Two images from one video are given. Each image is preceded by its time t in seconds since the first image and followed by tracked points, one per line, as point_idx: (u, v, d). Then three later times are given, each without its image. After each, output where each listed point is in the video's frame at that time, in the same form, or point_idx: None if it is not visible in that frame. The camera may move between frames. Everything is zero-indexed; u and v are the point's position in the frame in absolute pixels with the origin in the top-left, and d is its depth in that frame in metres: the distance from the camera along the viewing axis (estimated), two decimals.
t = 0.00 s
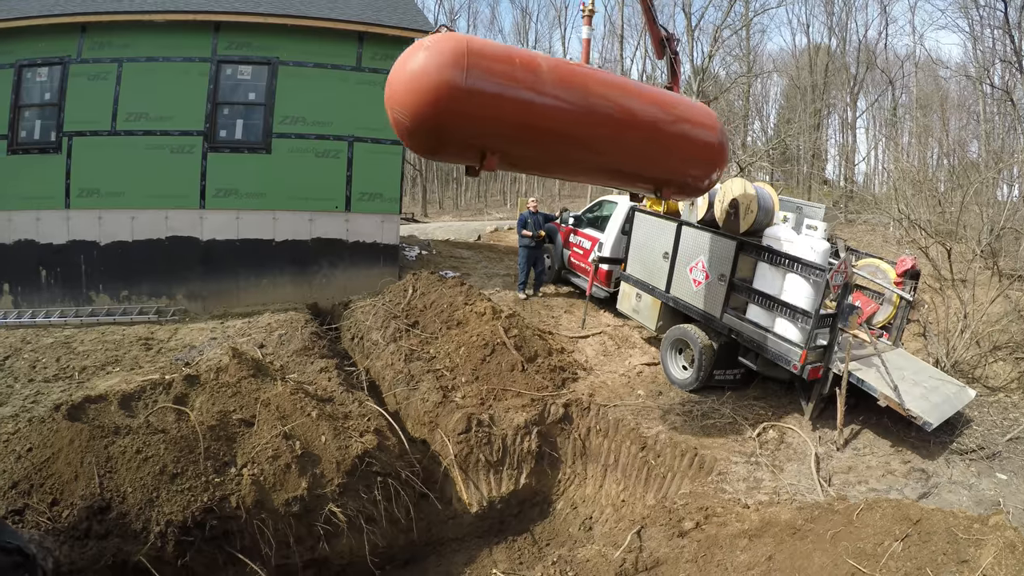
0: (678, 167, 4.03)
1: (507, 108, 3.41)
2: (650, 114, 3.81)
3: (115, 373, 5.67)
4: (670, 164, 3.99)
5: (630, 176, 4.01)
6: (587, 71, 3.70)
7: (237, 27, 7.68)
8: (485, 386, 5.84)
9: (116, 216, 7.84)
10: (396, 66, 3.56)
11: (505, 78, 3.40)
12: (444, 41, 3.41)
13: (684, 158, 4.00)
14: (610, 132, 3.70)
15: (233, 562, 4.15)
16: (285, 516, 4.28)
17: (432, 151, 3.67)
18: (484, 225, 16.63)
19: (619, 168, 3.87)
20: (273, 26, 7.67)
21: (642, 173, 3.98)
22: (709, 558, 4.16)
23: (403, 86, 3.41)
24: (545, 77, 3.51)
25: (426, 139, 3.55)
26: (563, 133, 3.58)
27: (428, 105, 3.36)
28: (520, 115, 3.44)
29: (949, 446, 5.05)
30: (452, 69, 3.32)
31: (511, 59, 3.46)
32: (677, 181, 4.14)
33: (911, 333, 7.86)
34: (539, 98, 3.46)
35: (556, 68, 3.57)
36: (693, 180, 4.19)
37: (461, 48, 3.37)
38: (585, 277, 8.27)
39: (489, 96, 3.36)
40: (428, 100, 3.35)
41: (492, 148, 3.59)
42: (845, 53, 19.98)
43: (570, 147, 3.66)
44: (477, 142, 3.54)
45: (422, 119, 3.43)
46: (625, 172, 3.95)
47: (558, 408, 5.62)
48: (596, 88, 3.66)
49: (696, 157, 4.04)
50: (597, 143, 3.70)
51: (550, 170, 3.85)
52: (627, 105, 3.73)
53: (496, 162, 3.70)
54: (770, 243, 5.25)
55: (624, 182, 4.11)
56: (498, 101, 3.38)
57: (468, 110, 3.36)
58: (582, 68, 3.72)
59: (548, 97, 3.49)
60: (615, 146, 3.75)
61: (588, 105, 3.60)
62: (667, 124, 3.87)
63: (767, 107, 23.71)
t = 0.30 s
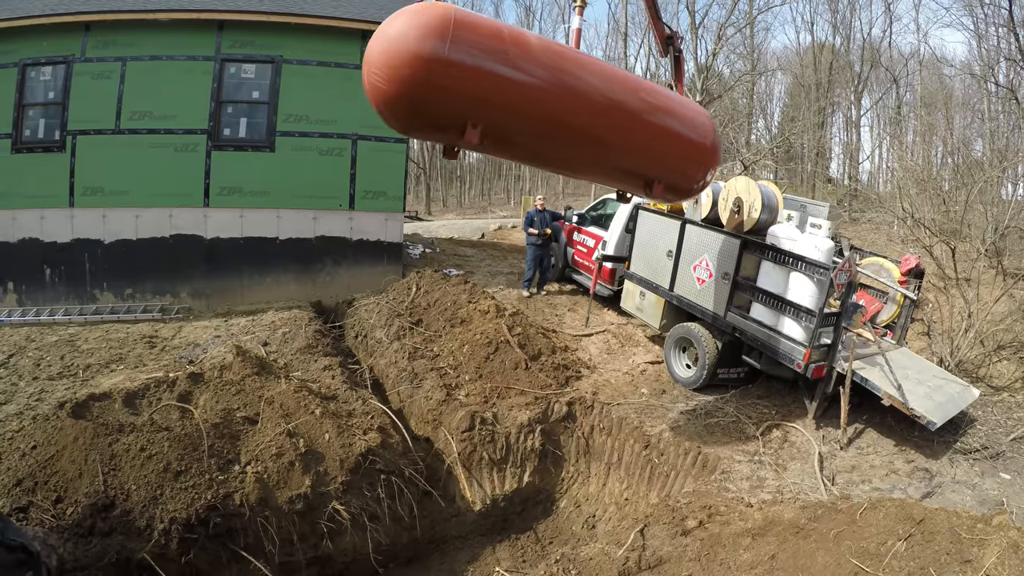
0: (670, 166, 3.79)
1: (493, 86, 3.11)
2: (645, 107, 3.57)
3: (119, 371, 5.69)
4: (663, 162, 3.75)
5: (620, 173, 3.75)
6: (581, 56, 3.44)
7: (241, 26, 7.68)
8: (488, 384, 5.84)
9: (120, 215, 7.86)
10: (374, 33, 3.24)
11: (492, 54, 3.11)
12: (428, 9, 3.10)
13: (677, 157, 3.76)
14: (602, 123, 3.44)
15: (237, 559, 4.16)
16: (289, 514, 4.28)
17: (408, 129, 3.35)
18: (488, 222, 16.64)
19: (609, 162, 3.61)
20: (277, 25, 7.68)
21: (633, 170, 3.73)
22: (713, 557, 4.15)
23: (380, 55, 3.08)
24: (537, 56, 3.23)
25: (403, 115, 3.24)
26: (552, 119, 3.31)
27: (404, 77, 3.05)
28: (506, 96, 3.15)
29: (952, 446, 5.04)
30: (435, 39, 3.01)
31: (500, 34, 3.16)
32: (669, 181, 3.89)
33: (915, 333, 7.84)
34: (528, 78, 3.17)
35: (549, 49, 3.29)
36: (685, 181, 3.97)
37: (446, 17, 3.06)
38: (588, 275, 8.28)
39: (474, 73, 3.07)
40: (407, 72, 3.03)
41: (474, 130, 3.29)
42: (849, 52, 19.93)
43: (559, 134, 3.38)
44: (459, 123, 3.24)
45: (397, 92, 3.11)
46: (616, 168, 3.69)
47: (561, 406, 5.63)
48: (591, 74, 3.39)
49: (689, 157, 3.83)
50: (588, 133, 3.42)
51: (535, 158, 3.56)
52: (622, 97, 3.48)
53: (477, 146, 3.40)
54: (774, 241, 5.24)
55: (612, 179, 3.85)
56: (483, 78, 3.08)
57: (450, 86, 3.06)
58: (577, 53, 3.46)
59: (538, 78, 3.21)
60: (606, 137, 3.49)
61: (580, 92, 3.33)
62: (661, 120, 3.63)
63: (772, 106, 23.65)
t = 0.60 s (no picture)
0: (665, 176, 3.64)
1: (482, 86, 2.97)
2: (639, 115, 3.43)
3: (123, 368, 5.71)
4: (657, 172, 3.60)
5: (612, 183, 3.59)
6: (576, 58, 3.30)
7: (244, 23, 7.68)
8: (492, 381, 5.84)
9: (125, 212, 7.88)
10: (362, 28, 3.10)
11: (482, 53, 2.97)
12: (418, 4, 2.97)
13: (671, 167, 3.62)
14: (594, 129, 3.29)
15: (241, 555, 4.18)
16: (292, 510, 4.29)
17: (394, 129, 3.21)
18: (492, 219, 16.64)
19: (601, 171, 3.46)
20: (280, 22, 7.68)
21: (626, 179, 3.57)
22: (715, 554, 4.15)
23: (366, 50, 2.95)
24: (529, 56, 3.09)
25: (388, 114, 3.09)
26: (543, 123, 3.16)
27: (390, 73, 2.91)
28: (495, 98, 3.01)
29: (956, 444, 5.03)
30: (423, 34, 2.87)
31: (492, 32, 3.03)
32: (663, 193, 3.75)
33: (919, 331, 7.83)
34: (518, 79, 3.03)
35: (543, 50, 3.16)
36: (680, 193, 3.82)
37: (437, 12, 2.93)
38: (592, 272, 8.28)
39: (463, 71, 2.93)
40: (393, 68, 2.90)
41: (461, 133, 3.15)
42: (853, 49, 19.86)
43: (549, 140, 3.23)
44: (445, 124, 3.10)
45: (383, 90, 2.97)
46: (607, 177, 3.53)
47: (565, 403, 5.62)
48: (584, 77, 3.25)
49: (684, 168, 3.69)
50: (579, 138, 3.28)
51: (524, 163, 3.41)
52: (615, 103, 3.34)
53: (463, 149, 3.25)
54: (778, 239, 5.24)
55: (604, 189, 3.70)
56: (471, 77, 2.94)
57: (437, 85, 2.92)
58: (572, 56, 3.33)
59: (530, 79, 3.06)
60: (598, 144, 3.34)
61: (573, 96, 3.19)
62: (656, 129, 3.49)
63: (776, 103, 23.57)
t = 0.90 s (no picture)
0: (656, 200, 3.73)
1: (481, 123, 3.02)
2: (631, 142, 3.50)
3: (128, 364, 5.73)
4: (650, 197, 3.69)
5: (605, 208, 3.66)
6: (570, 89, 3.35)
7: (249, 20, 7.69)
8: (497, 377, 5.85)
9: (130, 209, 7.90)
10: (361, 63, 3.13)
11: (481, 88, 3.01)
12: (417, 40, 3.00)
13: (662, 191, 3.70)
14: (593, 160, 3.39)
15: (246, 551, 4.20)
16: (297, 506, 4.31)
17: (394, 164, 3.26)
18: (496, 216, 16.63)
19: (595, 198, 3.53)
20: (285, 19, 7.69)
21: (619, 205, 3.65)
22: (719, 552, 4.15)
23: (366, 89, 2.99)
24: (527, 90, 3.14)
25: (388, 151, 3.14)
26: (539, 155, 3.22)
27: (391, 111, 2.95)
28: (494, 134, 3.06)
29: (961, 443, 5.01)
30: (425, 73, 2.91)
31: (491, 66, 3.07)
32: (655, 216, 3.84)
33: (924, 329, 7.81)
34: (515, 113, 3.08)
35: (539, 82, 3.21)
36: (674, 214, 3.91)
37: (436, 49, 2.96)
38: (596, 269, 8.28)
39: (463, 108, 2.97)
40: (393, 107, 2.95)
41: (461, 167, 3.21)
42: (859, 46, 19.76)
43: (546, 171, 3.29)
44: (445, 159, 3.15)
45: (383, 127, 3.02)
46: (602, 203, 3.61)
47: (570, 400, 5.62)
48: (580, 108, 3.31)
49: (675, 190, 3.78)
50: (575, 168, 3.34)
51: (523, 194, 3.46)
52: (610, 133, 3.41)
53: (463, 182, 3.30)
54: (783, 237, 5.23)
55: (598, 214, 3.78)
56: (471, 114, 2.99)
57: (438, 123, 2.97)
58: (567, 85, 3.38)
59: (527, 113, 3.12)
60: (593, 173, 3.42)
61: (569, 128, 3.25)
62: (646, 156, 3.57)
63: (781, 100, 23.48)
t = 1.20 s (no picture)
0: (666, 209, 3.88)
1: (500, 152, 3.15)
2: (639, 153, 3.64)
3: (136, 359, 5.76)
4: (660, 206, 3.83)
5: (619, 223, 3.81)
6: (579, 110, 3.49)
7: (255, 16, 7.70)
8: (503, 372, 5.86)
9: (137, 205, 7.93)
10: (378, 103, 3.25)
11: (499, 116, 3.14)
12: (433, 77, 3.12)
13: (671, 201, 3.85)
14: (607, 175, 3.52)
15: (252, 545, 4.23)
16: (303, 501, 4.33)
17: (417, 198, 3.36)
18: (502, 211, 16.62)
19: (612, 214, 3.67)
20: (291, 14, 7.69)
21: (633, 218, 3.79)
22: (725, 549, 4.14)
23: (389, 127, 3.10)
24: (540, 115, 3.28)
25: (413, 185, 3.24)
26: (557, 176, 3.34)
27: (416, 146, 3.06)
28: (513, 162, 3.20)
29: (967, 442, 4.99)
30: (446, 108, 3.03)
31: (504, 95, 3.20)
32: (666, 224, 3.99)
33: (931, 326, 7.77)
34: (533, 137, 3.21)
35: (549, 107, 3.35)
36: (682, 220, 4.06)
37: (452, 84, 3.09)
38: (603, 264, 8.30)
39: (483, 139, 3.10)
40: (418, 142, 3.06)
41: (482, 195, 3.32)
42: (867, 41, 19.59)
43: (563, 192, 3.41)
44: (468, 189, 3.26)
45: (408, 163, 3.13)
46: (618, 217, 3.74)
47: (576, 395, 5.61)
48: (589, 128, 3.44)
49: (682, 201, 3.92)
50: (590, 187, 3.47)
51: (541, 215, 3.58)
52: (618, 148, 3.54)
53: (483, 210, 3.42)
54: (791, 233, 5.22)
55: (613, 227, 3.90)
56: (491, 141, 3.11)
57: (460, 157, 3.09)
58: (574, 107, 3.52)
59: (543, 137, 3.25)
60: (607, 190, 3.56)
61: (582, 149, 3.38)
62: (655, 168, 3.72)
63: (789, 96, 23.34)
